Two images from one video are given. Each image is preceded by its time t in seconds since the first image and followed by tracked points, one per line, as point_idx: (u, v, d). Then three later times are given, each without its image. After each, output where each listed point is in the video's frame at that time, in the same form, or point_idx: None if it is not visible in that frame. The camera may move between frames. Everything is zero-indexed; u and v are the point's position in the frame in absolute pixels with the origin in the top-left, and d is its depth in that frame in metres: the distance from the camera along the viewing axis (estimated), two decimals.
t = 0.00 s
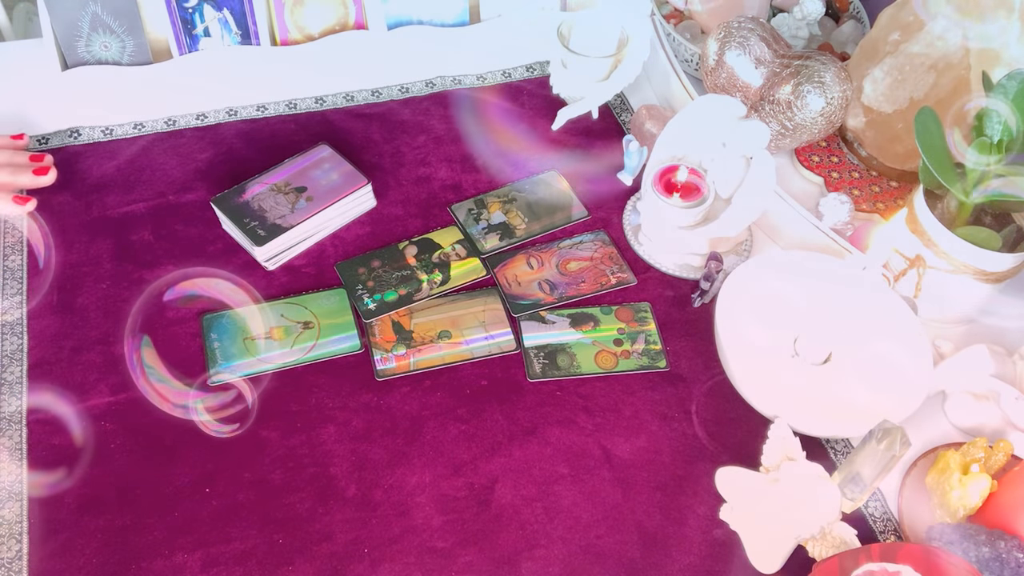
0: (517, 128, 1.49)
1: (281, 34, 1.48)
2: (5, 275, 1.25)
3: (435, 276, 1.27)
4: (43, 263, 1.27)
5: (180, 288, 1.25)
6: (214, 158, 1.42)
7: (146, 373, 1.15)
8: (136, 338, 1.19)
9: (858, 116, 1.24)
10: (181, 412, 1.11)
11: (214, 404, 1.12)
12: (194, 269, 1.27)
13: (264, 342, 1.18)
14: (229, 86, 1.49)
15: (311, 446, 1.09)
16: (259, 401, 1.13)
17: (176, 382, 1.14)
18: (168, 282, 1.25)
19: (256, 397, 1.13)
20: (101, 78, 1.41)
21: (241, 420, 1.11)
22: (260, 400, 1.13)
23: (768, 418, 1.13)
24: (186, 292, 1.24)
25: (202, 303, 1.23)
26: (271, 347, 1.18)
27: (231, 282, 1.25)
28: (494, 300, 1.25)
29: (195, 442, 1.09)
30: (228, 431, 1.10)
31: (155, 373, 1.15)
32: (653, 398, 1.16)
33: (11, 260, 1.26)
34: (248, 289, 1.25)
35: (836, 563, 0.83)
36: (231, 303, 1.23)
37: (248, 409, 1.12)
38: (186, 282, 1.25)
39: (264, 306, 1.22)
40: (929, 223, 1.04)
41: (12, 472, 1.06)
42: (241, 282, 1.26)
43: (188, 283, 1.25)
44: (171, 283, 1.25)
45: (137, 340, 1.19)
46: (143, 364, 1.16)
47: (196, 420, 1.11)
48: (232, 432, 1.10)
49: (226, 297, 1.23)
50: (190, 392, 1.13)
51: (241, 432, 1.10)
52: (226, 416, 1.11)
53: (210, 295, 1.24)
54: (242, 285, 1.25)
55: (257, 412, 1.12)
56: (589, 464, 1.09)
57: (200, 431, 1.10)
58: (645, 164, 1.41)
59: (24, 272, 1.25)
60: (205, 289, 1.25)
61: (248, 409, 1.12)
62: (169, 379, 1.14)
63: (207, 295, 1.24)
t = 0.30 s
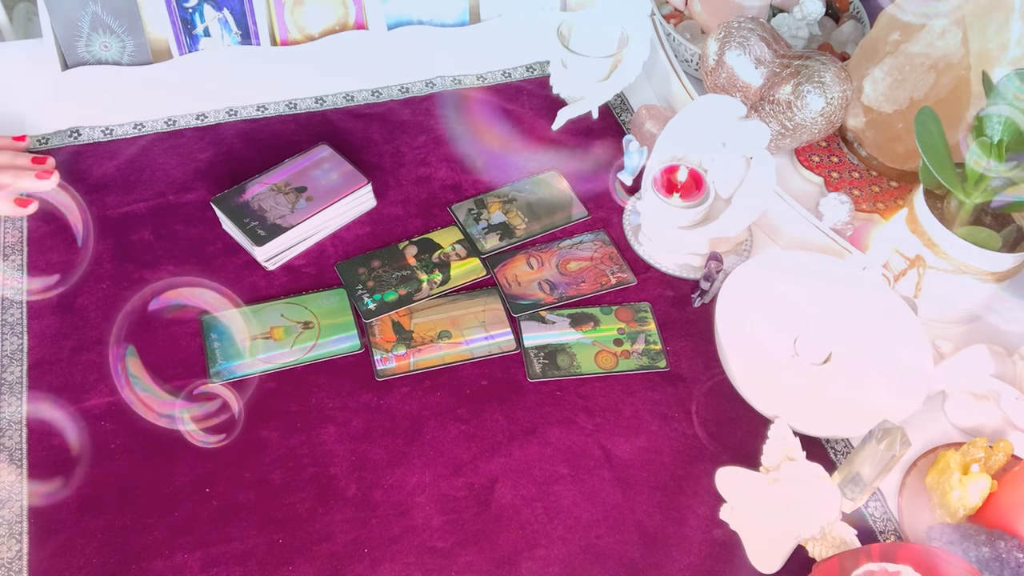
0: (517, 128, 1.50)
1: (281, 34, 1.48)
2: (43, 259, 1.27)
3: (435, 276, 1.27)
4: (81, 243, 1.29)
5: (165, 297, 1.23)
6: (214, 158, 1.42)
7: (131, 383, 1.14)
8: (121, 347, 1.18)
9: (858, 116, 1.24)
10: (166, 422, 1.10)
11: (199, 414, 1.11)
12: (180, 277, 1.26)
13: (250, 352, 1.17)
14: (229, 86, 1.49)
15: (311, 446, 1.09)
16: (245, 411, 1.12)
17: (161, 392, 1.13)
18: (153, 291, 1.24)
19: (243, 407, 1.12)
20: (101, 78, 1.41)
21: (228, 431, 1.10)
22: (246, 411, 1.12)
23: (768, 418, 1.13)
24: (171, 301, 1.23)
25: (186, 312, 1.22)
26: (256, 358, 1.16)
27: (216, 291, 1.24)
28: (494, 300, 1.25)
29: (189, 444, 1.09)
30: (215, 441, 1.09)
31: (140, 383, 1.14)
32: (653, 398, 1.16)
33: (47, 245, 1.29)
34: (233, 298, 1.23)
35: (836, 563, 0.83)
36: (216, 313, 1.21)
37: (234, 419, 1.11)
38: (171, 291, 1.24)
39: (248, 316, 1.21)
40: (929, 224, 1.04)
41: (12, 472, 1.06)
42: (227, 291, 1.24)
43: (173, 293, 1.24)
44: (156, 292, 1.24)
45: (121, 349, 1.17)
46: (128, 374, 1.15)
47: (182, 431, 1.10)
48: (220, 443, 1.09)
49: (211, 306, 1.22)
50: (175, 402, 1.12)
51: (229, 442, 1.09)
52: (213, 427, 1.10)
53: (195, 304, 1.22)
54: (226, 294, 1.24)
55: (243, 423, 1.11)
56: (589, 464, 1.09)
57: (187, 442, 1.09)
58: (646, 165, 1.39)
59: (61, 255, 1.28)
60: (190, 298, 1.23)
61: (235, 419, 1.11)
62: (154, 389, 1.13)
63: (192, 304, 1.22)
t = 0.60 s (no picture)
0: (517, 127, 1.50)
1: (281, 34, 1.48)
2: (82, 240, 1.30)
3: (435, 276, 1.27)
4: (121, 223, 1.32)
5: (149, 308, 1.22)
6: (214, 158, 1.42)
7: (115, 393, 1.12)
8: (105, 357, 1.16)
9: (857, 116, 1.24)
10: (153, 433, 1.09)
11: (185, 425, 1.10)
12: (164, 288, 1.25)
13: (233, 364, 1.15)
14: (229, 86, 1.49)
15: (311, 446, 1.09)
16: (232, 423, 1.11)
17: (147, 403, 1.12)
18: (137, 302, 1.23)
19: (229, 419, 1.11)
20: (100, 78, 1.42)
21: (214, 442, 1.09)
22: (232, 422, 1.11)
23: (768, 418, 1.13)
24: (155, 311, 1.22)
25: (171, 323, 1.20)
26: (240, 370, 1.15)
27: (201, 301, 1.23)
28: (494, 300, 1.25)
29: (176, 456, 1.08)
30: (201, 454, 1.08)
31: (124, 393, 1.13)
32: (653, 398, 1.16)
33: (86, 226, 1.32)
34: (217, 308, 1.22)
35: (836, 562, 0.84)
36: (200, 324, 1.20)
37: (221, 430, 1.10)
38: (155, 301, 1.23)
39: (233, 327, 1.19)
40: (929, 223, 1.04)
41: (12, 472, 1.06)
42: (211, 300, 1.23)
43: (157, 303, 1.23)
44: (140, 302, 1.23)
45: (106, 359, 1.16)
46: (112, 384, 1.13)
47: (169, 443, 1.09)
48: (207, 455, 1.08)
49: (195, 317, 1.21)
50: (161, 413, 1.11)
51: (215, 454, 1.08)
52: (200, 438, 1.09)
53: (180, 315, 1.21)
54: (211, 304, 1.22)
55: (230, 434, 1.10)
56: (589, 464, 1.09)
57: (173, 454, 1.08)
58: (645, 165, 1.41)
59: (100, 235, 1.31)
60: (174, 308, 1.22)
61: (222, 430, 1.10)
62: (139, 399, 1.12)
63: (176, 315, 1.21)
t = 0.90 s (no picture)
0: (517, 127, 1.50)
1: (281, 34, 1.47)
2: (120, 220, 1.33)
3: (435, 276, 1.27)
4: (159, 202, 1.35)
5: (134, 318, 1.21)
6: (214, 158, 1.42)
7: (99, 404, 1.11)
8: (90, 368, 1.15)
9: (858, 116, 1.24)
10: (139, 444, 1.08)
11: (171, 436, 1.09)
12: (149, 298, 1.23)
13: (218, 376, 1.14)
14: (229, 86, 1.49)
15: (311, 446, 1.09)
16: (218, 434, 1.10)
17: (132, 413, 1.11)
18: (122, 312, 1.22)
19: (216, 430, 1.10)
20: (101, 79, 1.41)
21: (202, 454, 1.08)
22: (219, 433, 1.10)
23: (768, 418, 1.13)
24: (140, 322, 1.20)
25: (155, 333, 1.19)
26: (225, 383, 1.14)
27: (185, 311, 1.22)
28: (494, 300, 1.25)
29: (163, 468, 1.07)
30: (189, 465, 1.07)
31: (109, 404, 1.12)
32: (653, 398, 1.16)
33: (124, 208, 1.34)
34: (202, 319, 1.21)
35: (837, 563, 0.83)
36: (185, 334, 1.19)
37: (208, 442, 1.09)
38: (140, 311, 1.22)
39: (218, 338, 1.18)
40: (929, 223, 1.04)
41: (12, 472, 1.06)
42: (195, 310, 1.22)
43: (142, 313, 1.21)
44: (125, 312, 1.21)
45: (90, 370, 1.15)
46: (97, 394, 1.12)
47: (156, 455, 1.08)
48: (193, 467, 1.07)
49: (180, 327, 1.20)
50: (147, 424, 1.10)
51: (202, 466, 1.07)
52: (187, 450, 1.08)
53: (164, 325, 1.20)
54: (195, 315, 1.21)
55: (217, 446, 1.08)
56: (589, 464, 1.09)
57: (160, 466, 1.07)
58: (645, 164, 1.41)
59: (139, 216, 1.34)
60: (159, 318, 1.21)
61: (208, 442, 1.09)
62: (124, 409, 1.11)
63: (161, 325, 1.20)
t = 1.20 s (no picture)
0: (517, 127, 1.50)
1: (281, 34, 1.48)
2: (159, 202, 1.35)
3: (435, 276, 1.27)
4: (197, 183, 1.38)
5: (118, 329, 1.20)
6: (214, 158, 1.42)
7: (84, 415, 1.10)
8: (74, 380, 1.14)
9: (857, 116, 1.25)
10: (124, 456, 1.07)
11: (157, 448, 1.08)
12: (133, 309, 1.22)
13: (203, 388, 1.14)
14: (229, 86, 1.49)
15: (311, 446, 1.09)
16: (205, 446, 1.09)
17: (117, 425, 1.10)
18: (106, 323, 1.20)
19: (202, 442, 1.09)
20: (101, 78, 1.42)
21: (188, 465, 1.07)
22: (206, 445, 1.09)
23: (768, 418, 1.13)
24: (124, 333, 1.19)
25: (140, 345, 1.18)
26: (210, 395, 1.13)
27: (170, 323, 1.20)
28: (494, 300, 1.25)
29: (149, 481, 1.05)
30: (176, 477, 1.06)
31: (93, 415, 1.10)
32: (653, 398, 1.16)
33: (163, 191, 1.37)
34: (187, 330, 1.19)
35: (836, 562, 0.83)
36: (170, 346, 1.18)
37: (194, 454, 1.08)
38: (124, 322, 1.20)
39: (203, 349, 1.17)
40: (929, 223, 1.04)
41: (12, 472, 1.06)
42: (179, 322, 1.20)
43: (126, 324, 1.20)
44: (109, 323, 1.20)
45: (75, 382, 1.14)
46: (82, 406, 1.11)
47: (143, 468, 1.06)
48: (180, 480, 1.06)
49: (164, 339, 1.18)
50: (132, 436, 1.09)
51: (189, 479, 1.05)
52: (173, 462, 1.07)
53: (149, 336, 1.19)
54: (180, 326, 1.20)
55: (204, 459, 1.07)
56: (589, 464, 1.09)
57: (146, 478, 1.06)
58: (645, 165, 1.41)
59: (177, 197, 1.36)
60: (143, 329, 1.19)
61: (194, 454, 1.08)
62: (108, 420, 1.10)
63: (145, 336, 1.19)
